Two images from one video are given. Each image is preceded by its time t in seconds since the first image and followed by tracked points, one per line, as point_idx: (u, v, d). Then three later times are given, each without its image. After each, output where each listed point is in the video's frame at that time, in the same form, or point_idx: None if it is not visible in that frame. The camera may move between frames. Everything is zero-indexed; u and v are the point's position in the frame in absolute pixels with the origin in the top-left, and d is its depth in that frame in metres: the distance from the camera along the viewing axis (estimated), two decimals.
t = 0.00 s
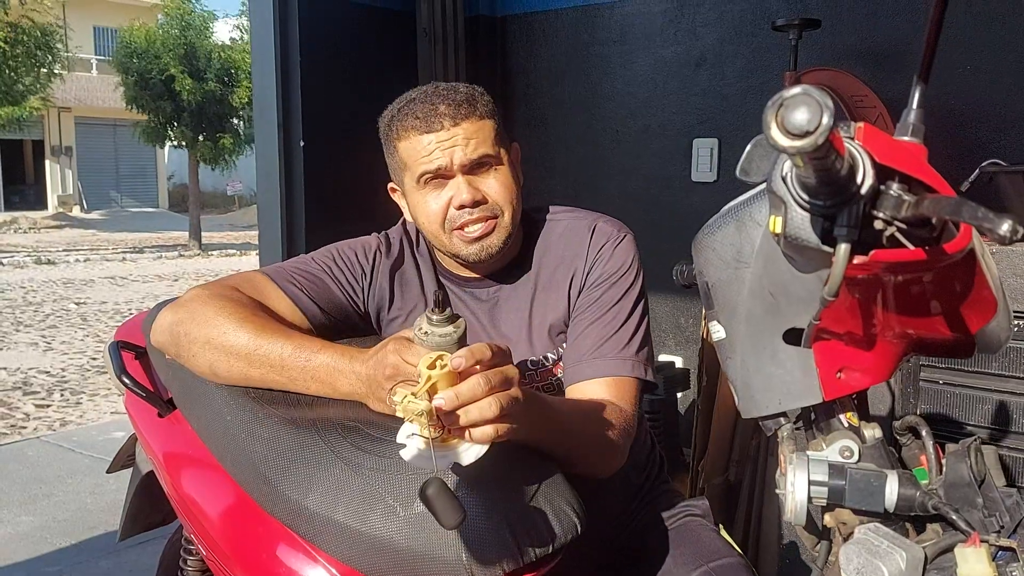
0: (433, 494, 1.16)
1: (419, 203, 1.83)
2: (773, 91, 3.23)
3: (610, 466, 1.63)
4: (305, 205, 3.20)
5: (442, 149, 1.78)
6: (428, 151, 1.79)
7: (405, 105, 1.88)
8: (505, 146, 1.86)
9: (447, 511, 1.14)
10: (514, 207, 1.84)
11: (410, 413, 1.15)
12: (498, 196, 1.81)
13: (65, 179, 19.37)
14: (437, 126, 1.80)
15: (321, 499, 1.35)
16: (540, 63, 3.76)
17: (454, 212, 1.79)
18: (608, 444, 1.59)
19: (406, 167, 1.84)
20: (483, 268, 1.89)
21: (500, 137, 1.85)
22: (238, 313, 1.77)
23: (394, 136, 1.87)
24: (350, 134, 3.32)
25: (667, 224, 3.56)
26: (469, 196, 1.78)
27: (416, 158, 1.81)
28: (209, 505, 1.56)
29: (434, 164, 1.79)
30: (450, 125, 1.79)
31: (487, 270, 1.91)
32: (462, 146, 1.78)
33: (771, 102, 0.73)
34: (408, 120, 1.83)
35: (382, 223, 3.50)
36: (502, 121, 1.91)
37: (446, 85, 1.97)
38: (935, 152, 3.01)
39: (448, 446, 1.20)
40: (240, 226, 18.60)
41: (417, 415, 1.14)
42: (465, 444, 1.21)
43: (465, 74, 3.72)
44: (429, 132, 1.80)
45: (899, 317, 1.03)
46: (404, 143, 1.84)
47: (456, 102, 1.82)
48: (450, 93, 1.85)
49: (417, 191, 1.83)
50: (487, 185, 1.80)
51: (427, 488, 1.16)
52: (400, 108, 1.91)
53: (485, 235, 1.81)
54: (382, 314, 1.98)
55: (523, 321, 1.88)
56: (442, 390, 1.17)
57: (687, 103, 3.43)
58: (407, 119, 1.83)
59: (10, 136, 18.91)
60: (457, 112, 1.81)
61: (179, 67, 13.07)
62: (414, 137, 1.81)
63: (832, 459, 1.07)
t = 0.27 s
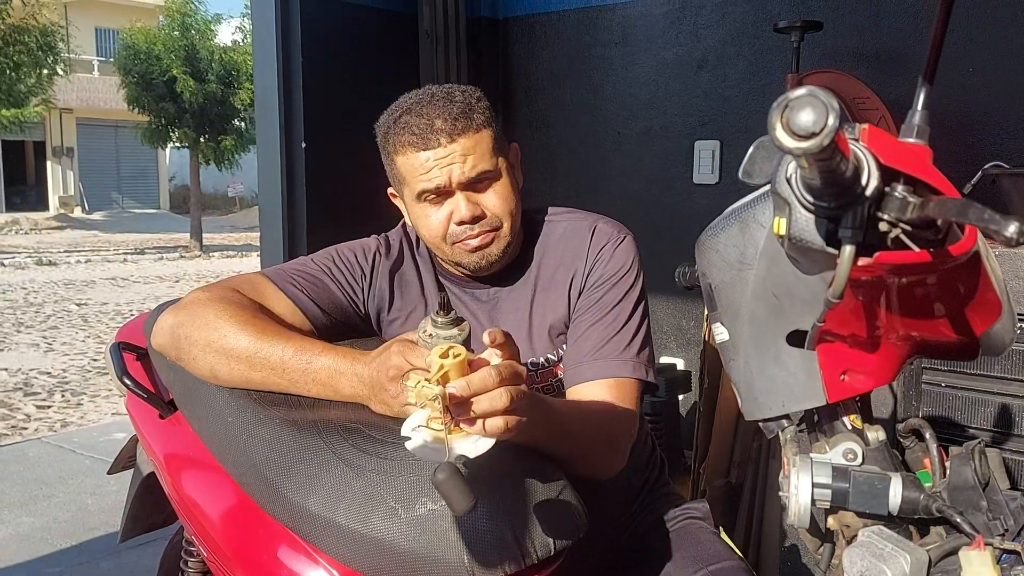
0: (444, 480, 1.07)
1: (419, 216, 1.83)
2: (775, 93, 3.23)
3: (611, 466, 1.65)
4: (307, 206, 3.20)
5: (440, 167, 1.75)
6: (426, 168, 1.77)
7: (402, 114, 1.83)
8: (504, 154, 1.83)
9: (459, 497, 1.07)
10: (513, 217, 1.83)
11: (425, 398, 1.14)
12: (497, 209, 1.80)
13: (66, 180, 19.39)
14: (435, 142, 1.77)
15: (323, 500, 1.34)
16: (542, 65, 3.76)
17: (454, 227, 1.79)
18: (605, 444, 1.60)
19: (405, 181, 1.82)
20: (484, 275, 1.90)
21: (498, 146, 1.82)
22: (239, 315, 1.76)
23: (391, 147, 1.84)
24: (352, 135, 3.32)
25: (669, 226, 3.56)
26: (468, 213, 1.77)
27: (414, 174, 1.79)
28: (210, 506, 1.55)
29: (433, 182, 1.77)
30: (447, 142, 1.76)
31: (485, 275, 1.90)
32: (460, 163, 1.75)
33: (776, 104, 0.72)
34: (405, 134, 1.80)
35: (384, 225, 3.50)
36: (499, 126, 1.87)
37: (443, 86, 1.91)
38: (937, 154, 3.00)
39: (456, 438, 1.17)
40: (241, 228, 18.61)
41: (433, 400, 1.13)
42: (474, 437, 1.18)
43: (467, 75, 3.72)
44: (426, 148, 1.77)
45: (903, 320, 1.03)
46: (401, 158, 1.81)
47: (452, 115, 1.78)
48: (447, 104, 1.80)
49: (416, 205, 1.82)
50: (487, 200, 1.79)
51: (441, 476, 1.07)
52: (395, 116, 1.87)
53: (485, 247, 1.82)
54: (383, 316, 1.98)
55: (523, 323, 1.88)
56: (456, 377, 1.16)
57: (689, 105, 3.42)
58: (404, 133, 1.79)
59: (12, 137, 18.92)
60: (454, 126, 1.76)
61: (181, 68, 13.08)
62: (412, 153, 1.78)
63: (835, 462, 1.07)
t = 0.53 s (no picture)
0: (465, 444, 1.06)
1: (424, 204, 1.84)
2: (778, 95, 3.23)
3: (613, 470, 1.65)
4: (309, 207, 3.20)
5: (442, 145, 1.79)
6: (429, 148, 1.81)
7: (404, 108, 1.91)
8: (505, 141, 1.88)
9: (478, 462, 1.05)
10: (517, 202, 1.84)
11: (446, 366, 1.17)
12: (501, 191, 1.81)
13: (69, 181, 19.42)
14: (436, 123, 1.82)
15: (326, 501, 1.34)
16: (544, 66, 3.76)
17: (459, 208, 1.80)
18: (608, 446, 1.60)
19: (408, 168, 1.86)
20: (491, 268, 1.89)
21: (498, 135, 1.87)
22: (242, 317, 1.77)
23: (394, 139, 1.89)
24: (355, 135, 3.32)
25: (671, 228, 3.56)
26: (472, 190, 1.79)
27: (417, 157, 1.83)
28: (213, 507, 1.55)
29: (435, 160, 1.80)
30: (448, 122, 1.81)
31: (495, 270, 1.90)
32: (462, 141, 1.79)
33: (783, 105, 0.72)
34: (407, 122, 1.85)
35: (386, 226, 3.50)
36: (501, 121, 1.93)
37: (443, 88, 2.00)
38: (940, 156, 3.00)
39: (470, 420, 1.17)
40: (243, 229, 18.63)
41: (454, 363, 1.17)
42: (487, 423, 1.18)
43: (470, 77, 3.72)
44: (428, 130, 1.82)
45: (908, 322, 1.03)
46: (404, 144, 1.85)
47: (453, 100, 1.84)
48: (447, 93, 1.87)
49: (420, 191, 1.84)
50: (490, 179, 1.81)
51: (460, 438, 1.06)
52: (398, 112, 1.93)
53: (491, 233, 1.81)
54: (387, 317, 1.98)
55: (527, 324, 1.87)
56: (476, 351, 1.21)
57: (692, 107, 3.42)
58: (406, 119, 1.85)
59: (14, 138, 18.95)
60: (454, 108, 1.83)
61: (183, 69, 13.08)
62: (414, 137, 1.83)
63: (840, 464, 1.07)
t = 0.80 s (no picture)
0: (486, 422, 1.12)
1: (434, 183, 1.86)
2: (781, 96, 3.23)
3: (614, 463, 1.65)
4: (312, 207, 3.21)
5: (459, 124, 1.85)
6: (445, 127, 1.86)
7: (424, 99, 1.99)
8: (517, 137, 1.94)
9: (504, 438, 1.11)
10: (525, 191, 1.85)
11: (455, 362, 1.22)
12: (510, 175, 1.83)
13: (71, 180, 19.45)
14: (455, 106, 1.89)
15: (328, 498, 1.35)
16: (547, 67, 3.77)
17: (468, 186, 1.82)
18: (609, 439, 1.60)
19: (422, 150, 1.90)
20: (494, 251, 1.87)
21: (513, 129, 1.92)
22: (247, 313, 1.77)
23: (412, 123, 1.95)
24: (358, 135, 3.33)
25: (673, 228, 3.56)
26: (483, 168, 1.81)
27: (432, 137, 1.88)
28: (216, 504, 1.56)
29: (450, 138, 1.85)
30: (467, 106, 1.88)
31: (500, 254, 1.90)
32: (478, 122, 1.85)
33: (785, 103, 0.73)
34: (427, 105, 1.92)
35: (388, 225, 3.51)
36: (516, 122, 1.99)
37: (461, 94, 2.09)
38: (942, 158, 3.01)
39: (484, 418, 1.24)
40: (245, 228, 18.65)
41: (462, 357, 1.21)
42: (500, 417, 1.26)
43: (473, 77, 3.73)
44: (446, 112, 1.88)
45: (909, 320, 1.03)
46: (421, 125, 1.91)
47: (474, 91, 1.93)
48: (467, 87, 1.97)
49: (432, 171, 1.87)
50: (501, 162, 1.84)
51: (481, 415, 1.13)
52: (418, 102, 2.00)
53: (496, 213, 1.80)
54: (390, 314, 1.98)
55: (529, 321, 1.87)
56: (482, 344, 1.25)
57: (694, 108, 3.43)
58: (425, 104, 1.93)
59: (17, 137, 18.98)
60: (473, 96, 1.91)
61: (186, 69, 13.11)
62: (432, 117, 1.89)
63: (841, 462, 1.07)
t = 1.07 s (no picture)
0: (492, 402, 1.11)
1: (434, 197, 1.84)
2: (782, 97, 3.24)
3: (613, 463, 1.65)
4: (313, 207, 3.21)
5: (464, 143, 1.79)
6: (449, 143, 1.80)
7: (432, 96, 1.89)
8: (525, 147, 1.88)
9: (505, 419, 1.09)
10: (526, 211, 1.85)
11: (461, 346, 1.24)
12: (512, 198, 1.82)
13: (74, 180, 19.47)
14: (463, 120, 1.81)
15: (327, 497, 1.35)
16: (548, 67, 3.77)
17: (469, 209, 1.80)
18: (608, 439, 1.60)
19: (425, 158, 1.85)
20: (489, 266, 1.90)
21: (520, 141, 1.86)
22: (246, 314, 1.77)
23: (417, 125, 1.88)
24: (359, 136, 3.33)
25: (674, 229, 3.56)
26: (485, 194, 1.79)
27: (436, 149, 1.82)
28: (215, 503, 1.56)
29: (454, 156, 1.79)
30: (475, 121, 1.80)
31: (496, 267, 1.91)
32: (485, 143, 1.79)
33: (782, 104, 0.73)
34: (433, 111, 1.84)
35: (389, 225, 3.51)
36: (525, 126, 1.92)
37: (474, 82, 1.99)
38: (943, 159, 3.01)
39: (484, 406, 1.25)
40: (247, 229, 18.66)
41: (470, 339, 1.24)
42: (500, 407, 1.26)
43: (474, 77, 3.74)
44: (453, 125, 1.81)
45: (906, 321, 1.04)
46: (425, 134, 1.84)
47: (484, 99, 1.83)
48: (478, 90, 1.87)
49: (433, 183, 1.84)
50: (505, 186, 1.81)
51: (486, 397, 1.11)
52: (425, 99, 1.92)
53: (495, 235, 1.81)
54: (389, 315, 1.98)
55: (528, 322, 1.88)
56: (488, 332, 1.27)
57: (695, 108, 3.43)
58: (432, 109, 1.84)
59: (19, 137, 19.00)
60: (483, 107, 1.82)
61: (188, 69, 13.12)
62: (438, 128, 1.82)
63: (838, 462, 1.07)
